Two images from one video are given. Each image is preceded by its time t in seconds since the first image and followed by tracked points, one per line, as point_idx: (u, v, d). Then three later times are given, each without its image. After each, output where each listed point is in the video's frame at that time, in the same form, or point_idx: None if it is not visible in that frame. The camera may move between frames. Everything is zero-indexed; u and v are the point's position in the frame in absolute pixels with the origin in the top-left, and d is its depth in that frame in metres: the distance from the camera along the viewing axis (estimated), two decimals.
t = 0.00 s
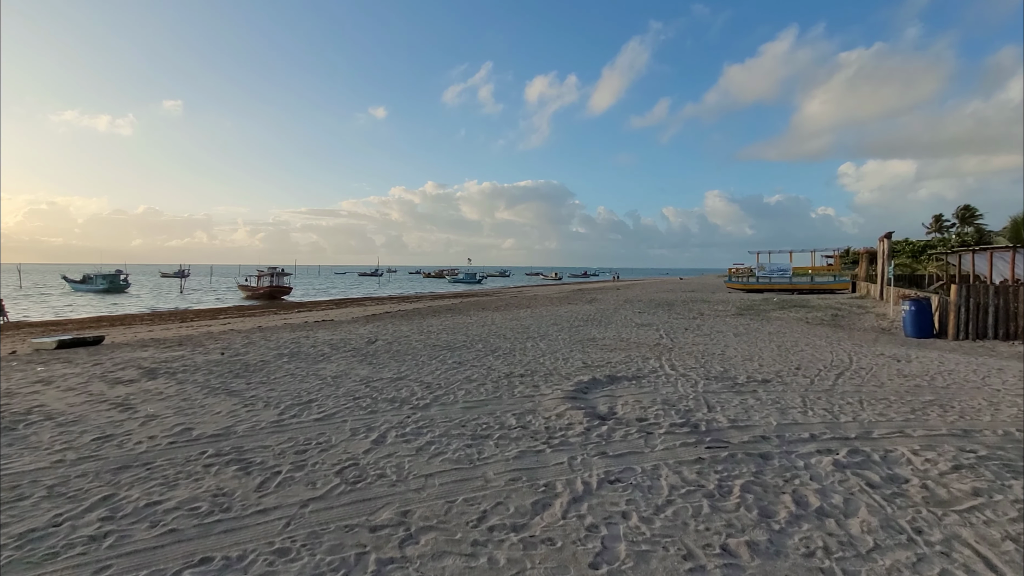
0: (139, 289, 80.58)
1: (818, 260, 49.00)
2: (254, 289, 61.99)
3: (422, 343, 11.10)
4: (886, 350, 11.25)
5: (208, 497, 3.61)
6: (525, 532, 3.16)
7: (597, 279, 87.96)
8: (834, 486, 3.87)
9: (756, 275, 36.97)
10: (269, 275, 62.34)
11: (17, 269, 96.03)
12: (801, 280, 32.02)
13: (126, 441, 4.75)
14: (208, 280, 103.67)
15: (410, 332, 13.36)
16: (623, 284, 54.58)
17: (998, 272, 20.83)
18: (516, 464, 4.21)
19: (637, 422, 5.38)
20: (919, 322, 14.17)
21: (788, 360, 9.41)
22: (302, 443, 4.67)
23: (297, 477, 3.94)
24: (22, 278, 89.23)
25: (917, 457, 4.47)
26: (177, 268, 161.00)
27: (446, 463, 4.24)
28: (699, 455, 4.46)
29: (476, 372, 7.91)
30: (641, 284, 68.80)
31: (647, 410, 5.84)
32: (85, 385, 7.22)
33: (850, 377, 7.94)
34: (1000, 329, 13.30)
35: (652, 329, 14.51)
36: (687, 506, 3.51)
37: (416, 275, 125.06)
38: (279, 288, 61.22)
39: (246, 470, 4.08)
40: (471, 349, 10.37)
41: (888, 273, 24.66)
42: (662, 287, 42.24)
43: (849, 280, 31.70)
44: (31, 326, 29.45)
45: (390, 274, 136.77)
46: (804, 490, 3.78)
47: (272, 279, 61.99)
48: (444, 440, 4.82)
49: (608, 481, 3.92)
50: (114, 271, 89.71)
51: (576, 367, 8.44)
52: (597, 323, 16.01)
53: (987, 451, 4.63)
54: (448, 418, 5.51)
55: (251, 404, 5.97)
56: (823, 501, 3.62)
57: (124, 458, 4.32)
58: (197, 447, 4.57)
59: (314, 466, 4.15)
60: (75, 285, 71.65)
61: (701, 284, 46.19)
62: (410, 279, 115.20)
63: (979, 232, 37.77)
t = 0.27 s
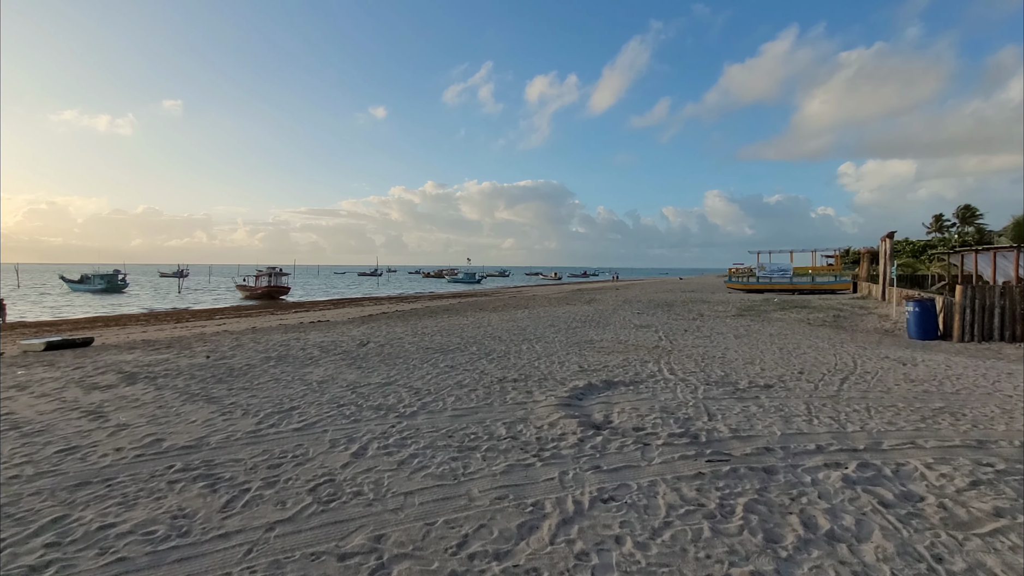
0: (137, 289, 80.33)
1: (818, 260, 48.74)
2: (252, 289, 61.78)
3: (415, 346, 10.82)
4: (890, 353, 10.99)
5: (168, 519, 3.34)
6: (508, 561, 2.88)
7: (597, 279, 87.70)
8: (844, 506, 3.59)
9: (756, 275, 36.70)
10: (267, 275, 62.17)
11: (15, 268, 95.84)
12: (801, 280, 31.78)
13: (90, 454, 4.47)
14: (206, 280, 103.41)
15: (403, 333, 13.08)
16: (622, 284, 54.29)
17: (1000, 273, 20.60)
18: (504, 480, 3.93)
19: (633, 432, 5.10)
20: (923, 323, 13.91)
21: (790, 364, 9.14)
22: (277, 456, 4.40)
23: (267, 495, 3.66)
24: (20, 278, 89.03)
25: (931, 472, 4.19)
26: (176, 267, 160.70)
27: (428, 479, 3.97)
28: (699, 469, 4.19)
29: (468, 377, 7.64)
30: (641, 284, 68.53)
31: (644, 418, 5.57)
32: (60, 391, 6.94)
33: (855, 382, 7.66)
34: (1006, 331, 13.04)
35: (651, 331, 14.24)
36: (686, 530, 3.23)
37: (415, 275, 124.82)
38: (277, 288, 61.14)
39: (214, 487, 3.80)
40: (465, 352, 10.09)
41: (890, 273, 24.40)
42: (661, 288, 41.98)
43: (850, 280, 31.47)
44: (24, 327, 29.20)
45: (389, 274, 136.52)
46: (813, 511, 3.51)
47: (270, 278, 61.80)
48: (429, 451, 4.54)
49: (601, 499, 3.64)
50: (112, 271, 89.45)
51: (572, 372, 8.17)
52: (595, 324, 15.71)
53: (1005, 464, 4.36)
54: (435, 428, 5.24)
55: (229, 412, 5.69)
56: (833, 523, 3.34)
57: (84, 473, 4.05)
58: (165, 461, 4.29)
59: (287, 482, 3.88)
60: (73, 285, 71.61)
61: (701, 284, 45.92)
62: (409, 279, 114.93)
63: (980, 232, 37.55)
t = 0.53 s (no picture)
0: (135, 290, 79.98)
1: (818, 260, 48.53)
2: (250, 289, 61.48)
3: (409, 347, 10.54)
4: (896, 354, 10.73)
5: (126, 541, 3.06)
6: None
7: (596, 279, 87.44)
8: (861, 524, 3.33)
9: (756, 275, 36.46)
10: (265, 275, 61.91)
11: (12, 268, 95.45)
12: (801, 280, 31.55)
13: (55, 466, 4.20)
14: (205, 280, 103.09)
15: (397, 335, 12.79)
16: (622, 284, 54.03)
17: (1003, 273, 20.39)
18: (494, 496, 3.66)
19: (633, 441, 4.82)
20: (928, 324, 13.65)
21: (794, 367, 8.88)
22: (254, 469, 4.12)
23: (238, 514, 3.39)
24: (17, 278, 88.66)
25: (952, 486, 3.92)
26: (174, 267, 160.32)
27: (413, 494, 3.70)
28: (703, 483, 3.92)
29: (462, 381, 7.36)
30: (640, 284, 68.29)
31: (644, 426, 5.30)
32: (35, 396, 6.65)
33: (863, 386, 7.40)
34: (1013, 332, 12.80)
35: (651, 332, 13.96)
36: (692, 553, 2.96)
37: (415, 275, 124.56)
38: (274, 287, 60.87)
39: (182, 504, 3.53)
40: (460, 354, 9.82)
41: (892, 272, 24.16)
42: (660, 288, 41.75)
43: (850, 280, 31.26)
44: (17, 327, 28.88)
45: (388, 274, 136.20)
46: (828, 530, 3.24)
47: (267, 279, 61.54)
48: (416, 463, 4.27)
49: (599, 518, 3.37)
50: (109, 271, 89.09)
51: (569, 375, 7.89)
52: (594, 325, 15.42)
53: None
54: (424, 436, 4.96)
55: (208, 420, 5.41)
56: (851, 545, 3.08)
57: (44, 488, 3.77)
58: (133, 474, 4.02)
59: (261, 499, 3.60)
60: (70, 285, 71.28)
61: (700, 284, 45.66)
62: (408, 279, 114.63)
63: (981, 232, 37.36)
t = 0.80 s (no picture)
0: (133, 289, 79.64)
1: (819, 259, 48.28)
2: (248, 289, 61.17)
3: (404, 348, 10.24)
4: (904, 356, 10.43)
5: (74, 568, 2.74)
6: None
7: (596, 279, 87.17)
8: (889, 546, 3.02)
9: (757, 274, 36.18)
10: (263, 275, 61.61)
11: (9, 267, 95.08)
12: (803, 280, 31.28)
13: (12, 478, 3.88)
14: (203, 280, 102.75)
15: (392, 335, 12.48)
16: (622, 284, 53.75)
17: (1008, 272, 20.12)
18: (486, 514, 3.34)
19: (637, 450, 4.51)
20: (935, 324, 13.36)
21: (801, 368, 8.59)
22: (226, 481, 3.81)
23: (203, 535, 3.07)
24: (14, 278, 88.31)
25: (983, 500, 3.61)
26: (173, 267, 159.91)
27: (397, 510, 3.39)
28: (713, 497, 3.61)
29: (456, 384, 7.05)
30: (640, 284, 68.04)
31: (647, 433, 4.98)
32: (7, 400, 6.34)
33: (875, 389, 7.09)
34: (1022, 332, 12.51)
35: (652, 332, 13.66)
36: None
37: (414, 275, 124.32)
38: (272, 287, 60.60)
39: (142, 523, 3.22)
40: (456, 355, 9.51)
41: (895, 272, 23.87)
42: (660, 287, 41.48)
43: (852, 279, 30.99)
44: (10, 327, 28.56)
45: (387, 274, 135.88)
46: (853, 553, 2.93)
47: (266, 278, 61.27)
48: (403, 474, 3.96)
49: (601, 538, 3.06)
50: (107, 271, 88.75)
51: (568, 378, 7.58)
52: (593, 325, 15.13)
53: None
54: (413, 444, 4.65)
55: (184, 426, 5.10)
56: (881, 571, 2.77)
57: None
58: (94, 488, 3.70)
59: (230, 517, 3.29)
60: (67, 284, 70.97)
61: (701, 283, 45.39)
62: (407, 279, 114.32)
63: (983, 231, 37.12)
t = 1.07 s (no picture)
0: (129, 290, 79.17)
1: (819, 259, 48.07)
2: (244, 290, 60.80)
3: (395, 353, 9.93)
4: (910, 360, 10.17)
5: None
6: None
7: (595, 279, 86.89)
8: None
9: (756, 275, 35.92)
10: (260, 275, 61.26)
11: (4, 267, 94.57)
12: (802, 280, 31.06)
13: None
14: (201, 280, 102.29)
15: (385, 338, 12.17)
16: (621, 285, 53.49)
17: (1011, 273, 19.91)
18: (471, 544, 3.04)
19: (636, 467, 4.21)
20: (940, 327, 13.10)
21: (805, 374, 8.31)
22: (190, 505, 3.50)
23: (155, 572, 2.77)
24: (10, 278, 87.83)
25: (1013, 526, 3.32)
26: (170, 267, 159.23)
27: (374, 540, 3.09)
28: (720, 523, 3.31)
29: (447, 392, 6.75)
30: (639, 284, 67.78)
31: (647, 447, 4.68)
32: None
33: (884, 396, 6.81)
34: None
35: (652, 335, 13.36)
36: None
37: (412, 275, 123.93)
38: (269, 288, 60.28)
39: (90, 557, 2.91)
40: (449, 360, 9.21)
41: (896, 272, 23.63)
42: (659, 288, 41.22)
43: (852, 280, 30.77)
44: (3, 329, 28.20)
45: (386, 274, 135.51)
46: None
47: (262, 279, 60.95)
48: (384, 496, 3.66)
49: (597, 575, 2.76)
50: (103, 271, 88.28)
51: (565, 385, 7.28)
52: (591, 328, 14.84)
53: None
54: (397, 460, 4.35)
55: (155, 441, 4.78)
56: None
57: None
58: (45, 513, 3.40)
59: (189, 549, 2.99)
60: (63, 284, 70.56)
61: (700, 284, 45.13)
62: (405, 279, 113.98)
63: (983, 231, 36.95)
